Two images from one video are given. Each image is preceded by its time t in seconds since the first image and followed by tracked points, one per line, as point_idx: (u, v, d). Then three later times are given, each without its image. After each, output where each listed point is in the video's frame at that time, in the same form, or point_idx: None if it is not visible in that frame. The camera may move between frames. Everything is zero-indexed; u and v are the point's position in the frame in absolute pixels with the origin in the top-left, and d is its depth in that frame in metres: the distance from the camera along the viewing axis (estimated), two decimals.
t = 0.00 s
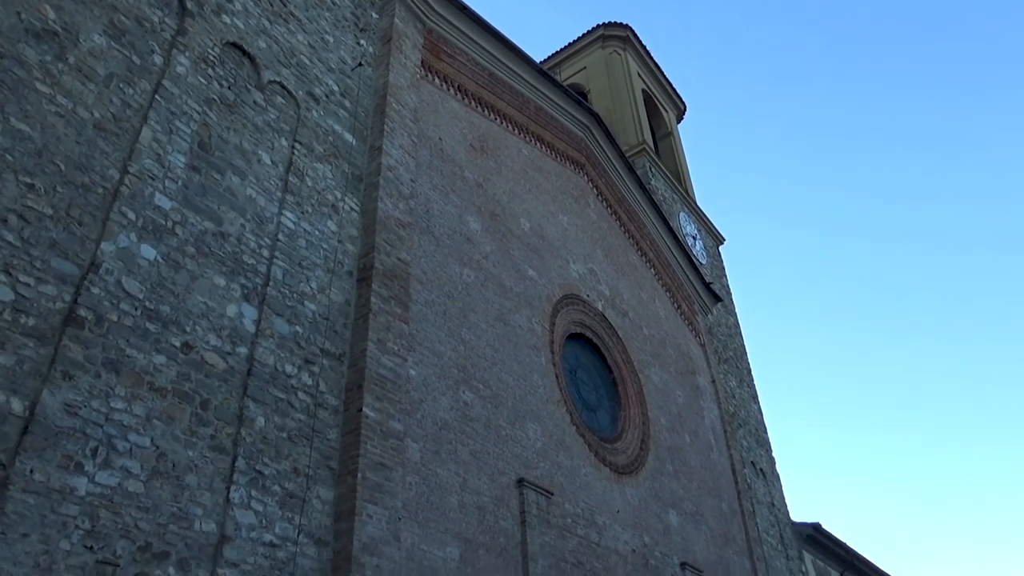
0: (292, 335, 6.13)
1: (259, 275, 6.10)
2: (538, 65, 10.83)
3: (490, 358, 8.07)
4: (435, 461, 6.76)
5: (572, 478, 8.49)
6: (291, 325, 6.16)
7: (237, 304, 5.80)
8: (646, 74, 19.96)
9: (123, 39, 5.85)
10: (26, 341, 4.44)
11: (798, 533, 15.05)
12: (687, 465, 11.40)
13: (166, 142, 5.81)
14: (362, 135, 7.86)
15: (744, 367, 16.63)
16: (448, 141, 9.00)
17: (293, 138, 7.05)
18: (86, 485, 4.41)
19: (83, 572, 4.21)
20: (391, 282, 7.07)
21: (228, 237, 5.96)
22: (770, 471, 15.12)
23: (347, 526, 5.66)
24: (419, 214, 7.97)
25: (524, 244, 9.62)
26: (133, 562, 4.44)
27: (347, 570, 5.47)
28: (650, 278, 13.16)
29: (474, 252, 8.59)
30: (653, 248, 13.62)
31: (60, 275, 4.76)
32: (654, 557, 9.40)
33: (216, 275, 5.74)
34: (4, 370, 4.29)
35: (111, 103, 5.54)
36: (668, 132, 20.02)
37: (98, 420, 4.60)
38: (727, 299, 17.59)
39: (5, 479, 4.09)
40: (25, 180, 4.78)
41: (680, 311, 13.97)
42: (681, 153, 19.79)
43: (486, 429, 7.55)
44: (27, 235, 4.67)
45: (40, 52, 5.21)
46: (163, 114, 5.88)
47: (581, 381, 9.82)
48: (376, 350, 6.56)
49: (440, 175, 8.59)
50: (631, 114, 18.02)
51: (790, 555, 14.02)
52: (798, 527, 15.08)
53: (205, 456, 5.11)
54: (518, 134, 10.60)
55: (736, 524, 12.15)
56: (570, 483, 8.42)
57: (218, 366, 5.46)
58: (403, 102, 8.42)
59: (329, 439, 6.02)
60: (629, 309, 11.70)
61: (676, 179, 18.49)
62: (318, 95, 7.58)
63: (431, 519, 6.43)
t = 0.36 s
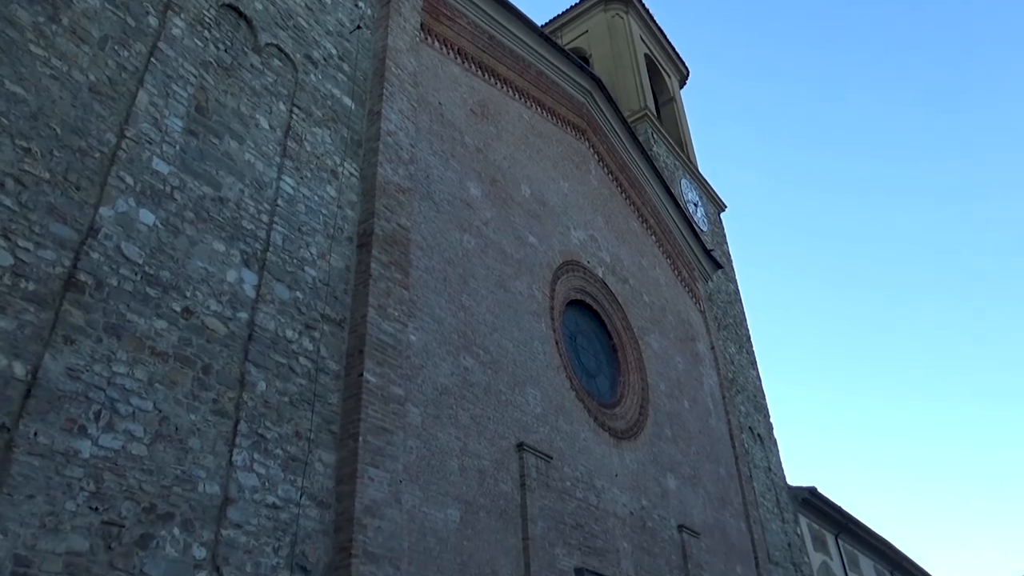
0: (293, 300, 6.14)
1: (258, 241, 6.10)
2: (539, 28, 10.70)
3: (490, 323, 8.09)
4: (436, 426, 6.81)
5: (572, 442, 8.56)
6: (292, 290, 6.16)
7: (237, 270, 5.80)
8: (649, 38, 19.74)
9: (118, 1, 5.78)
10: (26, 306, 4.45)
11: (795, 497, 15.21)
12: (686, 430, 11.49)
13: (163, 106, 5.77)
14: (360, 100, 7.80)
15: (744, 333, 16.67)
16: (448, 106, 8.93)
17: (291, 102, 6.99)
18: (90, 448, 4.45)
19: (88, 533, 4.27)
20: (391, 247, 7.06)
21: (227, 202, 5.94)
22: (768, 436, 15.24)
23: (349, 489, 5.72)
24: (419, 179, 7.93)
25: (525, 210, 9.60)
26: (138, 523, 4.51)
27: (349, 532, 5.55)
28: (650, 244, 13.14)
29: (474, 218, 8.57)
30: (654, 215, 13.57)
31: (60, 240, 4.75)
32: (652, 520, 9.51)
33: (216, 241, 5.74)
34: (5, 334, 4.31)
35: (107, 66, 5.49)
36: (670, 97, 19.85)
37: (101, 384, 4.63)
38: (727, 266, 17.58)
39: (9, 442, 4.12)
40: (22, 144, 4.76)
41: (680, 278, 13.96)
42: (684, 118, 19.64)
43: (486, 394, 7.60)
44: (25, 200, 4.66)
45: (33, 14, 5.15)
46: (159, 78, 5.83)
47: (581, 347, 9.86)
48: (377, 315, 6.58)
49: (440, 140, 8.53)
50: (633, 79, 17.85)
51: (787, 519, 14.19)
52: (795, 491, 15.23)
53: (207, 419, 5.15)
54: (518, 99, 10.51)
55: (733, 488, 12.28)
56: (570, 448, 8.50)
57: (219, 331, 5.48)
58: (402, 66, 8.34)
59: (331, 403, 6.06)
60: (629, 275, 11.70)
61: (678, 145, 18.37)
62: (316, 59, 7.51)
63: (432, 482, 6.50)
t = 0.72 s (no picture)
0: (294, 269, 6.13)
1: (259, 209, 6.07)
2: None
3: (491, 293, 8.09)
4: (437, 394, 6.85)
5: (573, 411, 8.61)
6: (294, 259, 6.16)
7: (238, 238, 5.79)
8: (653, 4, 19.50)
9: None
10: (27, 275, 4.45)
11: (794, 465, 15.33)
12: (687, 399, 11.55)
13: (162, 73, 5.72)
14: (361, 67, 7.72)
15: (745, 303, 16.68)
16: (450, 73, 8.85)
17: (290, 69, 6.92)
18: (94, 416, 4.48)
19: (94, 499, 4.31)
20: (392, 216, 7.04)
21: (226, 171, 5.91)
22: (768, 405, 15.31)
23: (352, 456, 5.77)
24: (420, 147, 7.89)
25: (527, 178, 9.55)
26: (143, 490, 4.55)
27: (352, 499, 5.61)
28: (652, 213, 13.09)
29: (475, 187, 8.53)
30: (656, 184, 13.50)
31: (60, 209, 4.74)
32: (652, 487, 9.60)
33: (217, 209, 5.72)
34: (7, 303, 4.31)
35: (104, 32, 5.43)
36: (674, 65, 19.66)
37: (103, 353, 4.65)
38: (729, 235, 17.53)
39: (14, 409, 4.15)
40: (20, 112, 4.72)
41: (682, 247, 13.93)
42: (687, 86, 19.46)
43: (487, 363, 7.63)
44: (24, 168, 4.64)
45: None
46: (157, 44, 5.77)
47: (582, 316, 9.87)
48: (378, 284, 6.58)
49: (441, 108, 8.47)
50: (636, 46, 17.66)
51: (786, 486, 14.31)
52: (794, 459, 15.34)
53: (210, 388, 5.17)
54: (520, 66, 10.41)
55: (733, 456, 12.36)
56: (571, 416, 8.55)
57: (221, 300, 5.48)
58: (402, 33, 8.25)
59: (333, 372, 6.08)
60: (631, 244, 11.68)
61: (681, 113, 18.22)
62: (315, 25, 7.42)
63: (434, 450, 6.55)
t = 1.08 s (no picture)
0: (292, 237, 6.12)
1: (256, 177, 6.05)
2: None
3: (491, 260, 8.08)
4: (437, 361, 6.88)
5: (573, 377, 8.65)
6: (291, 227, 6.14)
7: (235, 206, 5.77)
8: None
9: None
10: (24, 244, 4.45)
11: (793, 430, 15.44)
12: (686, 365, 11.60)
13: (155, 38, 5.65)
14: (357, 32, 7.63)
15: (746, 269, 16.67)
16: (447, 38, 8.75)
17: (286, 34, 6.83)
18: (94, 384, 4.50)
19: (96, 466, 4.36)
20: (390, 183, 7.01)
21: (222, 138, 5.87)
22: (767, 371, 15.38)
23: (353, 423, 5.81)
24: (417, 114, 7.83)
25: (526, 145, 9.49)
26: (145, 457, 4.59)
27: (353, 464, 5.66)
28: (653, 179, 13.03)
29: (474, 153, 8.48)
30: (657, 150, 13.42)
31: (55, 177, 4.72)
32: (652, 452, 9.68)
33: (213, 177, 5.69)
34: (5, 272, 4.31)
35: None
36: (675, 29, 19.44)
37: (103, 321, 4.66)
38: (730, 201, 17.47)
39: (14, 377, 4.17)
40: (12, 79, 4.68)
41: (683, 214, 13.89)
42: (688, 50, 19.25)
43: (487, 330, 7.65)
44: (18, 136, 4.61)
45: None
46: (149, 10, 5.70)
47: (582, 282, 9.87)
48: (377, 252, 6.57)
49: (439, 74, 8.39)
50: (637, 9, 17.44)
51: (784, 451, 14.43)
52: (793, 424, 15.45)
53: (210, 355, 5.19)
54: (519, 30, 10.29)
55: (732, 421, 12.45)
56: (571, 382, 8.59)
57: (219, 269, 5.47)
58: None
59: (333, 339, 6.10)
60: (631, 211, 11.65)
61: (682, 78, 18.05)
62: None
63: (434, 416, 6.60)
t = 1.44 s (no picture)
0: (286, 199, 6.08)
1: (249, 138, 5.99)
2: None
3: (487, 221, 8.06)
4: (433, 323, 6.90)
5: (569, 338, 8.68)
6: (285, 189, 6.10)
7: (228, 168, 5.73)
8: None
9: None
10: (15, 206, 4.42)
11: (788, 389, 15.55)
12: (683, 326, 11.64)
13: None
14: None
15: (743, 229, 16.64)
16: None
17: None
18: (91, 346, 4.51)
19: (95, 428, 4.39)
20: (384, 144, 6.95)
21: (214, 99, 5.81)
22: (764, 331, 15.45)
23: (350, 384, 5.84)
24: (411, 73, 7.75)
25: (522, 104, 9.40)
26: (143, 419, 4.62)
27: (351, 425, 5.70)
28: (650, 139, 12.94)
29: (469, 113, 8.40)
30: (654, 109, 13.30)
31: (45, 139, 4.67)
32: (648, 411, 9.76)
33: (205, 138, 5.64)
34: None
35: None
36: None
37: (97, 284, 4.65)
38: (728, 161, 17.38)
39: (9, 341, 4.18)
40: None
41: (680, 174, 13.82)
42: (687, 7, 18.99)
43: (484, 291, 7.65)
44: (6, 97, 4.55)
45: None
46: None
47: (578, 244, 9.86)
48: (372, 214, 6.54)
49: (433, 32, 8.27)
50: None
51: (780, 410, 14.56)
52: (788, 384, 15.55)
53: (206, 318, 5.20)
54: None
55: (728, 381, 12.53)
56: (567, 343, 8.62)
57: (213, 231, 5.45)
58: None
59: (329, 301, 6.11)
60: (629, 171, 11.59)
61: (680, 36, 17.83)
62: None
63: (431, 377, 6.64)
